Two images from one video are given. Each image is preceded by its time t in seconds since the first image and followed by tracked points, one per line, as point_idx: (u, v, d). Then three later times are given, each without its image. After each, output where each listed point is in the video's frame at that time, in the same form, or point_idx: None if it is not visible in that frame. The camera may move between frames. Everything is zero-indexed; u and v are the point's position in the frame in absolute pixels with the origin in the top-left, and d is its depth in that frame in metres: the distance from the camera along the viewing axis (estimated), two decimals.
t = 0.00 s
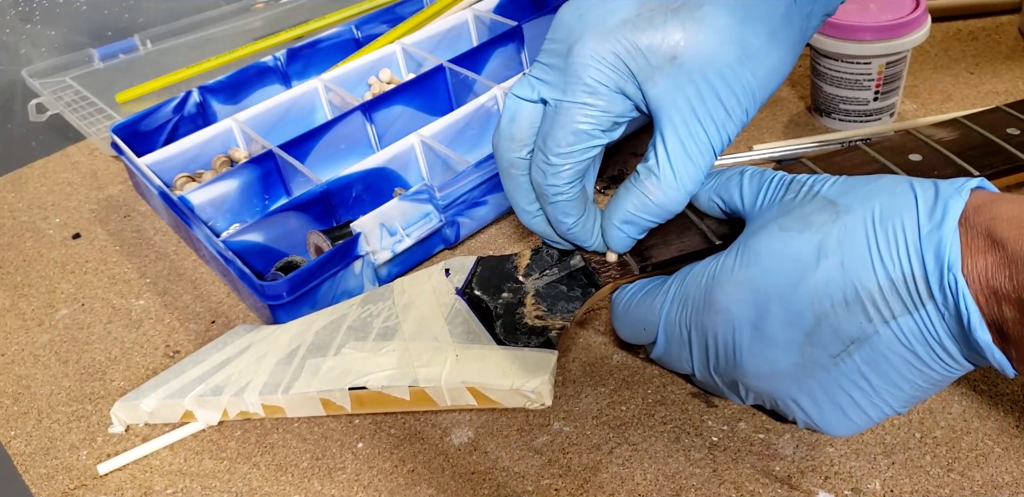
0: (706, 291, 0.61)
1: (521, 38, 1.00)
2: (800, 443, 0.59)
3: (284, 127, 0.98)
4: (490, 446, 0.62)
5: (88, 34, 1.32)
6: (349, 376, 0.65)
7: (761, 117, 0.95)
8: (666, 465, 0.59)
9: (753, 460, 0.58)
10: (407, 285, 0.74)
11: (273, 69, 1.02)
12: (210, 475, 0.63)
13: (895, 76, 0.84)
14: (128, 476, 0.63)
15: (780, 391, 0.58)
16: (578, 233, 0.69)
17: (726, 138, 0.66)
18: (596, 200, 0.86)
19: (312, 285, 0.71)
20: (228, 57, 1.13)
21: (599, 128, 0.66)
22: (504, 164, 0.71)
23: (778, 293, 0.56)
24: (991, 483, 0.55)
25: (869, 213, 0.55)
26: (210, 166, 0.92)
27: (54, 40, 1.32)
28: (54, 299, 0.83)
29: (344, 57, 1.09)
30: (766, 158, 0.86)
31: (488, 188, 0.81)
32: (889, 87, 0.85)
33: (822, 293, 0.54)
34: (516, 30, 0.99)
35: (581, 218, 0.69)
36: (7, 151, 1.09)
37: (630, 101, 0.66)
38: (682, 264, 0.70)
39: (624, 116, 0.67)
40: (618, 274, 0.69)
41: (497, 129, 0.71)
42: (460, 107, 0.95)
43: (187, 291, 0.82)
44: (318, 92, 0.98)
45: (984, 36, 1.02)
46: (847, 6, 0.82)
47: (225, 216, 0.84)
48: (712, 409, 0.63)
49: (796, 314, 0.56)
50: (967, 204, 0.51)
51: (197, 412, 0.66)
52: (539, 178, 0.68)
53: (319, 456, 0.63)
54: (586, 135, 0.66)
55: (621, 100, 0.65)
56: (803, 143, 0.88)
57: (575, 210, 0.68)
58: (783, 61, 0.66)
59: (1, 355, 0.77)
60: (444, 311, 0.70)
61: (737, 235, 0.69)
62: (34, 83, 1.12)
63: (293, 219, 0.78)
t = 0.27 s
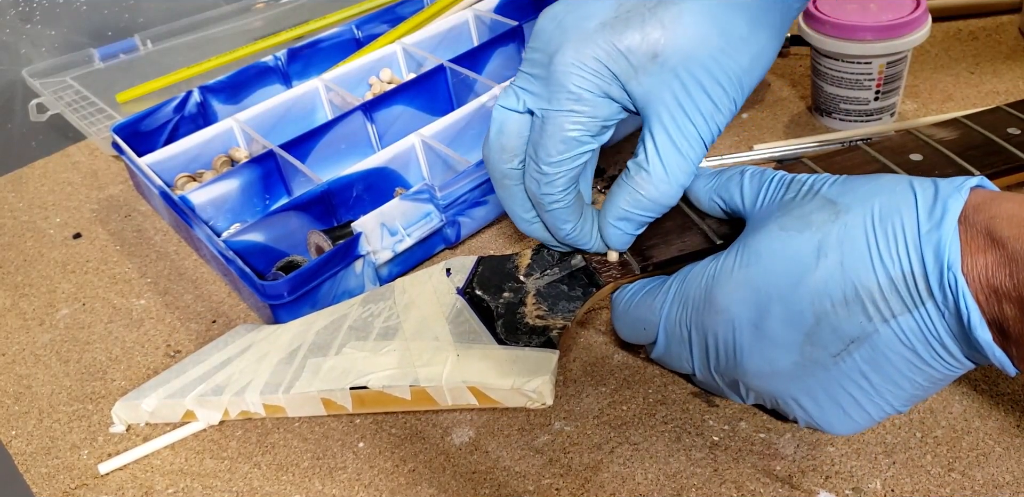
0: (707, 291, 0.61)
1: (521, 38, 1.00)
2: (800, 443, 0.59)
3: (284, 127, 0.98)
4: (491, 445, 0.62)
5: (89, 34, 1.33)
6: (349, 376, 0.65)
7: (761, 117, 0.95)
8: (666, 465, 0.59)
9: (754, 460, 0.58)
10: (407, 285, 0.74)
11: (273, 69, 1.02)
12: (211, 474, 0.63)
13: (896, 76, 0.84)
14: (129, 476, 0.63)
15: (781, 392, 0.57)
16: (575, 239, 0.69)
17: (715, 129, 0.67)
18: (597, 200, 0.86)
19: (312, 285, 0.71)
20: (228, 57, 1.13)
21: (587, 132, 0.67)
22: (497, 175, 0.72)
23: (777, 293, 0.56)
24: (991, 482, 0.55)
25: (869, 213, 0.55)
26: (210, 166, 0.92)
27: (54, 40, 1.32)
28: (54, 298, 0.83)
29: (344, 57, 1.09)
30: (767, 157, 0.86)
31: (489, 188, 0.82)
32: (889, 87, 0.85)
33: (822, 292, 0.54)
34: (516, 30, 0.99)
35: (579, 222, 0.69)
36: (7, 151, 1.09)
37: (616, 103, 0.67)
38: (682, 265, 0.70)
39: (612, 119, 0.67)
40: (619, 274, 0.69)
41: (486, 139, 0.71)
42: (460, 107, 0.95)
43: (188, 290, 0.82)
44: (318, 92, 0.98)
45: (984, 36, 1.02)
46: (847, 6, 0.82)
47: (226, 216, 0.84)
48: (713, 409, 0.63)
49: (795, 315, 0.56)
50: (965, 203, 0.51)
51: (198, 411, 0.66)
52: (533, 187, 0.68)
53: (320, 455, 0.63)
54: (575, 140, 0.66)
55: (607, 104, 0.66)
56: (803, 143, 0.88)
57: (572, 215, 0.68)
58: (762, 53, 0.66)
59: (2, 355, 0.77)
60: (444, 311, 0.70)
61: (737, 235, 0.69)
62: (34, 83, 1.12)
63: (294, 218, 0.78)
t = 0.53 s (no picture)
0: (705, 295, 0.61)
1: (521, 38, 1.00)
2: (800, 444, 0.59)
3: (284, 127, 0.98)
4: (490, 446, 0.62)
5: (88, 34, 1.32)
6: (348, 376, 0.65)
7: (761, 117, 0.95)
8: (666, 465, 0.59)
9: (753, 461, 0.58)
10: (406, 285, 0.74)
11: (272, 69, 1.02)
12: (210, 475, 0.63)
13: (895, 76, 0.84)
14: (127, 476, 0.63)
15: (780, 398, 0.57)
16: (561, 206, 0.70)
17: (717, 113, 0.69)
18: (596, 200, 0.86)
19: (311, 285, 0.71)
20: (228, 57, 1.13)
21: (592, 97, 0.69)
22: (497, 134, 0.74)
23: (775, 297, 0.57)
24: (991, 483, 0.55)
25: (868, 219, 0.55)
26: (210, 166, 0.92)
27: (54, 40, 1.32)
28: (53, 299, 0.82)
29: (344, 57, 1.09)
30: (767, 158, 0.86)
31: (488, 188, 0.82)
32: (889, 87, 0.85)
33: (819, 296, 0.54)
34: (516, 30, 0.99)
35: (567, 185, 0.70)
36: (6, 151, 1.09)
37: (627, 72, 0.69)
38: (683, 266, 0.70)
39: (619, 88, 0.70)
40: (618, 275, 0.68)
41: (499, 91, 0.74)
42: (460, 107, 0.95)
43: (187, 291, 0.82)
44: (317, 92, 0.98)
45: (984, 36, 1.02)
46: (847, 6, 0.82)
47: (225, 216, 0.84)
48: (712, 409, 0.63)
49: (793, 319, 0.56)
50: (963, 211, 0.51)
51: (197, 413, 0.66)
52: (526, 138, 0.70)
53: (319, 456, 0.63)
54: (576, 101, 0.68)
55: (618, 70, 0.68)
56: (803, 143, 0.88)
57: (558, 177, 0.69)
58: (773, 50, 0.69)
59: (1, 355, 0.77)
60: (443, 312, 0.70)
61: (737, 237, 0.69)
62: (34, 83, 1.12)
63: (293, 218, 0.78)
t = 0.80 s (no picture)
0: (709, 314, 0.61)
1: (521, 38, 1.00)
2: (801, 444, 0.59)
3: (284, 127, 0.98)
4: (490, 446, 0.62)
5: (88, 34, 1.32)
6: (348, 376, 0.65)
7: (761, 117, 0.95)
8: (666, 465, 0.59)
9: (754, 461, 0.58)
10: (406, 283, 0.74)
11: (272, 69, 1.02)
12: (210, 475, 0.62)
13: (895, 76, 0.84)
14: (127, 476, 0.63)
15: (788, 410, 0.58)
16: (546, 95, 0.71)
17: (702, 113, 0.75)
18: (596, 201, 0.86)
19: (311, 285, 0.71)
20: (227, 57, 1.13)
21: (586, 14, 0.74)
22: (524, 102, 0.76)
23: (790, 315, 0.56)
24: (991, 484, 0.55)
25: (889, 257, 0.53)
26: (210, 166, 0.92)
27: (54, 40, 1.32)
28: (53, 299, 0.82)
29: (344, 57, 1.09)
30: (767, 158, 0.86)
31: (488, 188, 0.82)
32: (889, 87, 0.85)
33: (824, 328, 0.54)
34: (516, 30, 0.99)
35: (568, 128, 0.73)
36: (6, 151, 1.09)
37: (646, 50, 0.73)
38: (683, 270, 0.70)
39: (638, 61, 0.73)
40: (617, 279, 0.69)
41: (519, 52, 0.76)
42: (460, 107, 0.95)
43: (187, 291, 0.82)
44: (318, 92, 0.98)
45: (984, 36, 1.02)
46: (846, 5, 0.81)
47: (225, 216, 0.83)
48: (712, 410, 0.63)
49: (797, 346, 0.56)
50: (996, 265, 0.48)
51: (198, 407, 0.66)
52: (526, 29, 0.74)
53: (319, 456, 0.63)
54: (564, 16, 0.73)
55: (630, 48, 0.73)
56: (803, 143, 0.87)
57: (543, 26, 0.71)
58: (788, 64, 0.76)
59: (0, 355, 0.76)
60: (442, 311, 0.70)
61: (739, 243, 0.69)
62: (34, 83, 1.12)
63: (293, 219, 0.78)
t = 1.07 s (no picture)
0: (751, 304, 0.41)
1: (521, 37, 1.00)
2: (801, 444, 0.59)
3: (284, 127, 0.98)
4: (490, 446, 0.62)
5: (89, 34, 1.32)
6: (349, 376, 0.65)
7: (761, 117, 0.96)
8: (666, 465, 0.59)
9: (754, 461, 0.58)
10: (407, 283, 0.74)
11: (272, 69, 1.02)
12: (210, 475, 0.62)
13: (895, 76, 0.84)
14: (127, 476, 0.63)
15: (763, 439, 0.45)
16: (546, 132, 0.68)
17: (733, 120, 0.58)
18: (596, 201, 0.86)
19: (312, 285, 0.71)
20: (227, 57, 1.13)
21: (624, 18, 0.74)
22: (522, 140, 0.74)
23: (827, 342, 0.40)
24: (991, 483, 0.55)
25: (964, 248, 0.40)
26: (210, 166, 0.92)
27: (54, 40, 1.32)
28: (53, 299, 0.82)
29: (344, 57, 1.09)
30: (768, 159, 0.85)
31: (488, 188, 0.81)
32: (889, 87, 0.85)
33: (890, 322, 0.39)
34: (516, 30, 0.99)
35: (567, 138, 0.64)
36: (6, 151, 1.09)
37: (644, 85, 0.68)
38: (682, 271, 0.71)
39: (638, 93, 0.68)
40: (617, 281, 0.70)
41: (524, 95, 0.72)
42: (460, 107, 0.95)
43: (187, 291, 0.82)
44: (318, 92, 0.98)
45: (984, 36, 1.02)
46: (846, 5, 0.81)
47: (225, 216, 0.83)
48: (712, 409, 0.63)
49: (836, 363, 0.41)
50: None
51: (198, 408, 0.66)
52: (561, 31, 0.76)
53: (319, 457, 0.63)
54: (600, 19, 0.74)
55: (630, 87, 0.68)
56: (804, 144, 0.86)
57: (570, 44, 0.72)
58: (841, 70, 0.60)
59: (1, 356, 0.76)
60: (443, 312, 0.70)
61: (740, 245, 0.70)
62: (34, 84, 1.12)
63: (293, 219, 0.78)
